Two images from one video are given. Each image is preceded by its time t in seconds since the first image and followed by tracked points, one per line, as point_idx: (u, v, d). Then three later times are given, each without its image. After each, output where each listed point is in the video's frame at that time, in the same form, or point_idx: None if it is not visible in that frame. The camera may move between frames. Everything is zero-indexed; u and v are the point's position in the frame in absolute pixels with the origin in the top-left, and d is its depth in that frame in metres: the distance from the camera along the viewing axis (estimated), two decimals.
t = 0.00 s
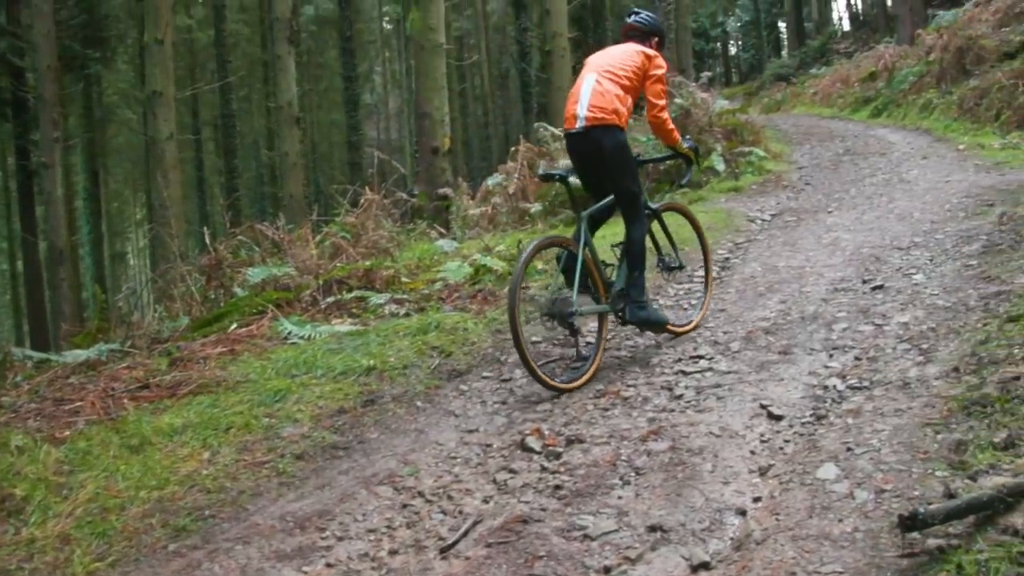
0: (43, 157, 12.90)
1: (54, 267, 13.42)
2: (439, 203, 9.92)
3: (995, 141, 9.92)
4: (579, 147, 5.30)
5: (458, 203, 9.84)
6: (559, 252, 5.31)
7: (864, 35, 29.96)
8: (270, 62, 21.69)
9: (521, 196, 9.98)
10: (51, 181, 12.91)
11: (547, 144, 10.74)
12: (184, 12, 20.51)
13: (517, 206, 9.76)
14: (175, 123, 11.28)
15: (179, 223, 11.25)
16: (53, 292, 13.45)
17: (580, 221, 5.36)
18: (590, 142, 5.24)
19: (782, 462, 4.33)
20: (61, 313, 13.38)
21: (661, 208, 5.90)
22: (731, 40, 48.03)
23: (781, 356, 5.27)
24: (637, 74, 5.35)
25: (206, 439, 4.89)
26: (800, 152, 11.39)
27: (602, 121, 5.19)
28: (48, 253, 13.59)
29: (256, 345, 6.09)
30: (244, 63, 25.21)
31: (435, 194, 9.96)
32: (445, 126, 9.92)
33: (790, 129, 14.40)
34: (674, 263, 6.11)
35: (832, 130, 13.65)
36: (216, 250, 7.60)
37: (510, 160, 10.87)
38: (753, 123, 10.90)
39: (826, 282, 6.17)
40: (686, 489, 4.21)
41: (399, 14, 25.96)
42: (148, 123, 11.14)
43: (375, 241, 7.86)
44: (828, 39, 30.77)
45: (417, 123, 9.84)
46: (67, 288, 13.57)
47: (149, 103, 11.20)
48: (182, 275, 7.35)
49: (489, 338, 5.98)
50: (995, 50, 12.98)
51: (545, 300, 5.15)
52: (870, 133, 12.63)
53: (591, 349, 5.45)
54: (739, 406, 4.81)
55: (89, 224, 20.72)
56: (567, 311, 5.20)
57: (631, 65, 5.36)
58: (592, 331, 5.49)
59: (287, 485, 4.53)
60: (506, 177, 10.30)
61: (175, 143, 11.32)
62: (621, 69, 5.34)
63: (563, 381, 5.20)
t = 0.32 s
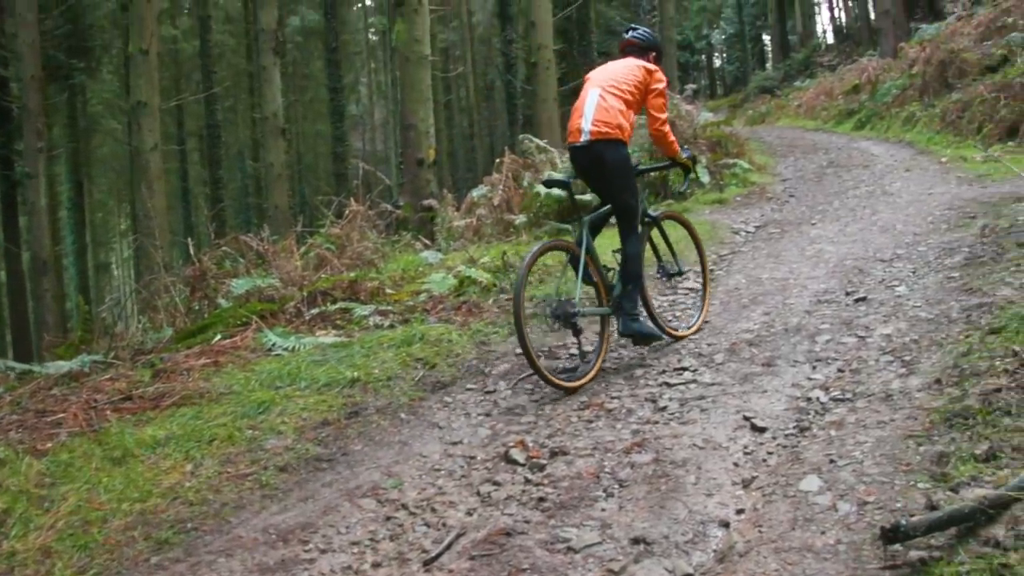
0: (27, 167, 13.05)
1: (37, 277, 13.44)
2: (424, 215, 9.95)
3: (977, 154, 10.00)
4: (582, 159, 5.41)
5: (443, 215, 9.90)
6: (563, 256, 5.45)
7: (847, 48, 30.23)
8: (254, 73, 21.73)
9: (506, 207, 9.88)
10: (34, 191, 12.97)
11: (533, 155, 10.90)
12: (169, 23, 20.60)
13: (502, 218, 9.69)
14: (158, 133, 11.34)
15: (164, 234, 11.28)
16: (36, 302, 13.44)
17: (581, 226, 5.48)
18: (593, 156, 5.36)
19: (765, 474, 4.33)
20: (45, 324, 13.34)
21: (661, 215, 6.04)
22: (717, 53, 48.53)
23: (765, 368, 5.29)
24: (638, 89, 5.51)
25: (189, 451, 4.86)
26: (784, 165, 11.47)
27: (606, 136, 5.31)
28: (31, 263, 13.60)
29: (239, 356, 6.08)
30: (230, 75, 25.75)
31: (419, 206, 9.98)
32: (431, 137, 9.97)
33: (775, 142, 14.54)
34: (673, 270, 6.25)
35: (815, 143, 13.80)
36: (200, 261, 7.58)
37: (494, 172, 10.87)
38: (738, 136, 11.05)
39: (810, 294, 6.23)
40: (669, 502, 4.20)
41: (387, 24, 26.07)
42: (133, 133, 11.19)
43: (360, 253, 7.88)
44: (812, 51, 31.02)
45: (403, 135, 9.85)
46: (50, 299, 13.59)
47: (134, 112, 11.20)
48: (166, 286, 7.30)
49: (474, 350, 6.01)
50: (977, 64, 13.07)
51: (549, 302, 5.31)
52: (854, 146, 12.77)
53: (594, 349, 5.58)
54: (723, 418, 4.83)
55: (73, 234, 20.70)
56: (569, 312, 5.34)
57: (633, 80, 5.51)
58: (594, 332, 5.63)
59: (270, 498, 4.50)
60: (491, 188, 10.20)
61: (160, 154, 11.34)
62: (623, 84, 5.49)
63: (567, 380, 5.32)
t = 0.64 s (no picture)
0: (13, 176, 13.09)
1: (22, 287, 13.44)
2: (412, 225, 9.89)
3: (961, 166, 10.07)
4: (584, 158, 5.61)
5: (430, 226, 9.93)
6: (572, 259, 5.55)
7: (833, 60, 30.44)
8: (242, 83, 21.77)
9: (492, 218, 9.95)
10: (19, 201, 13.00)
11: (521, 167, 11.04)
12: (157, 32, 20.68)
13: (488, 228, 9.72)
14: (144, 144, 11.29)
15: (150, 245, 11.30)
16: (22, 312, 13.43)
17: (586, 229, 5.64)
18: (595, 154, 5.55)
19: (751, 486, 4.32)
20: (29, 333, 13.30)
21: (661, 222, 6.25)
22: (703, 64, 49.04)
23: (750, 380, 5.31)
24: (639, 91, 5.74)
25: (174, 463, 4.83)
26: (770, 177, 11.54)
27: (608, 134, 5.51)
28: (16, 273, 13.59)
29: (225, 367, 6.07)
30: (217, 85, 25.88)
31: (406, 216, 9.92)
32: (418, 148, 9.98)
33: (762, 154, 14.67)
34: (674, 276, 6.38)
35: (801, 155, 13.92)
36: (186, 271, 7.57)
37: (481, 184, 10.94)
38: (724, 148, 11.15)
39: (795, 306, 6.28)
40: (654, 514, 4.18)
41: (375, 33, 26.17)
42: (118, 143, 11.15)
43: (346, 263, 7.90)
44: (799, 63, 31.21)
45: (390, 146, 9.86)
46: (36, 309, 13.61)
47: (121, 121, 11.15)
48: (153, 296, 7.28)
49: (460, 361, 6.03)
50: (961, 76, 13.16)
51: (558, 304, 5.41)
52: (840, 158, 12.88)
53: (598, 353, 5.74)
54: (708, 430, 4.84)
55: (60, 242, 20.66)
56: (577, 315, 5.46)
57: (634, 83, 5.76)
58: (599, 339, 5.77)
59: (255, 510, 4.46)
60: (478, 200, 10.28)
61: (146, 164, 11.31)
62: (624, 86, 5.72)
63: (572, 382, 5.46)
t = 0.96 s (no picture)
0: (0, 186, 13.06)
1: (9, 297, 13.39)
2: (400, 236, 9.84)
3: (948, 178, 10.11)
4: (587, 159, 5.70)
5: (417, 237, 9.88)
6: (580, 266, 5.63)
7: (821, 72, 30.58)
8: (230, 93, 21.78)
9: (480, 230, 9.95)
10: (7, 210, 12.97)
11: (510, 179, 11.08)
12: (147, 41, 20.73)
13: (476, 240, 9.74)
14: (132, 153, 11.52)
15: (138, 254, 11.28)
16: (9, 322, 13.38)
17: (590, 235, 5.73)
18: (598, 153, 5.64)
19: (738, 498, 4.31)
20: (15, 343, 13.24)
21: (663, 228, 6.37)
22: (692, 77, 49.33)
23: (737, 392, 5.31)
24: (640, 95, 5.85)
25: (160, 474, 4.82)
26: (758, 189, 11.57)
27: (610, 133, 5.61)
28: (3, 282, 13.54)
29: (212, 378, 6.06)
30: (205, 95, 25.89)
31: (394, 227, 9.87)
32: (406, 159, 9.97)
33: (751, 166, 14.74)
34: (675, 279, 6.45)
35: (789, 167, 13.99)
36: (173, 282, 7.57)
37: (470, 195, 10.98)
38: (712, 160, 11.19)
39: (783, 317, 6.30)
40: (641, 526, 4.16)
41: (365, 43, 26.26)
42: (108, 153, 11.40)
43: (334, 274, 7.90)
44: (786, 76, 31.37)
45: (378, 157, 9.86)
46: (22, 319, 13.56)
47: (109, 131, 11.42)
48: (140, 307, 7.26)
49: (447, 372, 6.04)
50: (948, 89, 13.23)
51: (566, 311, 5.52)
52: (827, 170, 12.96)
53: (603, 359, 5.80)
54: (695, 441, 4.84)
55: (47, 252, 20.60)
56: (584, 321, 5.57)
57: (634, 88, 5.87)
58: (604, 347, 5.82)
59: (241, 522, 4.44)
60: (466, 211, 10.31)
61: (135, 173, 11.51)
62: (625, 89, 5.83)
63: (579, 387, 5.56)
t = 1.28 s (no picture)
0: None
1: None
2: (387, 247, 9.84)
3: (934, 190, 10.14)
4: (591, 166, 5.72)
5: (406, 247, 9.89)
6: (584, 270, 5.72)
7: (809, 84, 30.74)
8: (220, 103, 21.77)
9: (468, 240, 9.94)
10: None
11: (498, 189, 11.06)
12: (136, 51, 20.79)
13: (464, 250, 9.75)
14: (121, 163, 11.50)
15: (125, 264, 11.25)
16: None
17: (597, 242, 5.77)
18: (603, 161, 5.67)
19: (724, 509, 4.31)
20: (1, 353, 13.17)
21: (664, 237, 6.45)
22: (680, 88, 49.59)
23: (724, 403, 5.32)
24: (639, 105, 5.91)
25: (146, 486, 4.81)
26: (746, 200, 11.61)
27: (613, 141, 5.66)
28: None
29: (199, 389, 6.05)
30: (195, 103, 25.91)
31: (382, 238, 9.88)
32: (395, 170, 9.99)
33: (739, 177, 14.82)
34: (672, 287, 6.52)
35: (777, 179, 14.06)
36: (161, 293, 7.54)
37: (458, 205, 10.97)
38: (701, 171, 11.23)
39: (770, 328, 6.33)
40: (628, 537, 4.16)
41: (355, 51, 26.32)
42: (96, 163, 11.38)
43: (322, 284, 7.89)
44: (774, 87, 31.53)
45: (367, 168, 9.87)
46: (8, 330, 13.48)
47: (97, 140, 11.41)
48: (127, 317, 7.24)
49: (435, 384, 6.04)
50: (935, 101, 13.29)
51: (572, 314, 5.61)
52: (815, 182, 13.02)
53: (603, 368, 5.87)
54: (683, 452, 4.84)
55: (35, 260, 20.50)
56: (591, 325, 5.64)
57: (634, 98, 5.92)
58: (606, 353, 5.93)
59: (228, 534, 4.43)
60: (454, 222, 10.31)
61: (123, 183, 11.49)
62: (625, 99, 5.88)
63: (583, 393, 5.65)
